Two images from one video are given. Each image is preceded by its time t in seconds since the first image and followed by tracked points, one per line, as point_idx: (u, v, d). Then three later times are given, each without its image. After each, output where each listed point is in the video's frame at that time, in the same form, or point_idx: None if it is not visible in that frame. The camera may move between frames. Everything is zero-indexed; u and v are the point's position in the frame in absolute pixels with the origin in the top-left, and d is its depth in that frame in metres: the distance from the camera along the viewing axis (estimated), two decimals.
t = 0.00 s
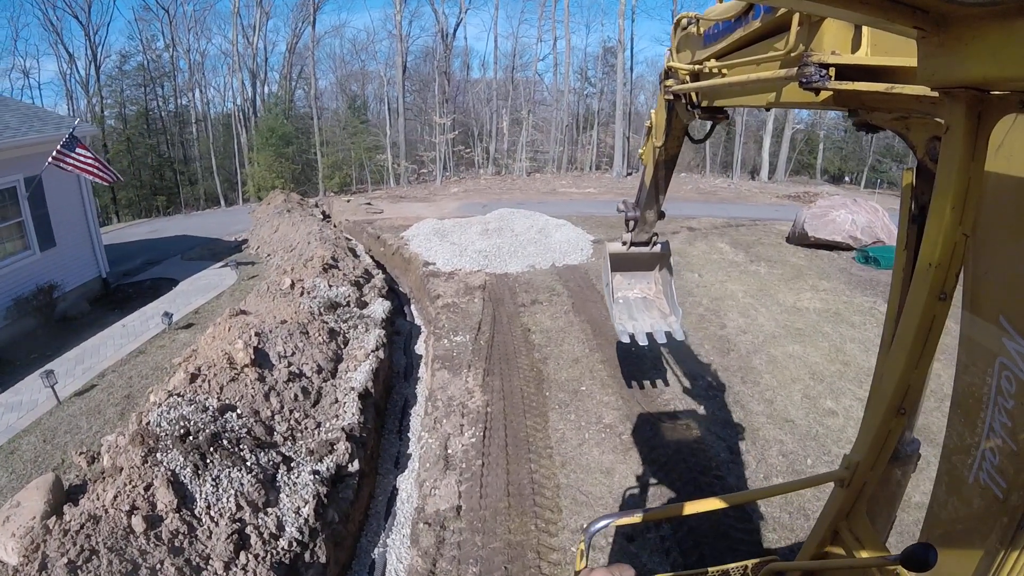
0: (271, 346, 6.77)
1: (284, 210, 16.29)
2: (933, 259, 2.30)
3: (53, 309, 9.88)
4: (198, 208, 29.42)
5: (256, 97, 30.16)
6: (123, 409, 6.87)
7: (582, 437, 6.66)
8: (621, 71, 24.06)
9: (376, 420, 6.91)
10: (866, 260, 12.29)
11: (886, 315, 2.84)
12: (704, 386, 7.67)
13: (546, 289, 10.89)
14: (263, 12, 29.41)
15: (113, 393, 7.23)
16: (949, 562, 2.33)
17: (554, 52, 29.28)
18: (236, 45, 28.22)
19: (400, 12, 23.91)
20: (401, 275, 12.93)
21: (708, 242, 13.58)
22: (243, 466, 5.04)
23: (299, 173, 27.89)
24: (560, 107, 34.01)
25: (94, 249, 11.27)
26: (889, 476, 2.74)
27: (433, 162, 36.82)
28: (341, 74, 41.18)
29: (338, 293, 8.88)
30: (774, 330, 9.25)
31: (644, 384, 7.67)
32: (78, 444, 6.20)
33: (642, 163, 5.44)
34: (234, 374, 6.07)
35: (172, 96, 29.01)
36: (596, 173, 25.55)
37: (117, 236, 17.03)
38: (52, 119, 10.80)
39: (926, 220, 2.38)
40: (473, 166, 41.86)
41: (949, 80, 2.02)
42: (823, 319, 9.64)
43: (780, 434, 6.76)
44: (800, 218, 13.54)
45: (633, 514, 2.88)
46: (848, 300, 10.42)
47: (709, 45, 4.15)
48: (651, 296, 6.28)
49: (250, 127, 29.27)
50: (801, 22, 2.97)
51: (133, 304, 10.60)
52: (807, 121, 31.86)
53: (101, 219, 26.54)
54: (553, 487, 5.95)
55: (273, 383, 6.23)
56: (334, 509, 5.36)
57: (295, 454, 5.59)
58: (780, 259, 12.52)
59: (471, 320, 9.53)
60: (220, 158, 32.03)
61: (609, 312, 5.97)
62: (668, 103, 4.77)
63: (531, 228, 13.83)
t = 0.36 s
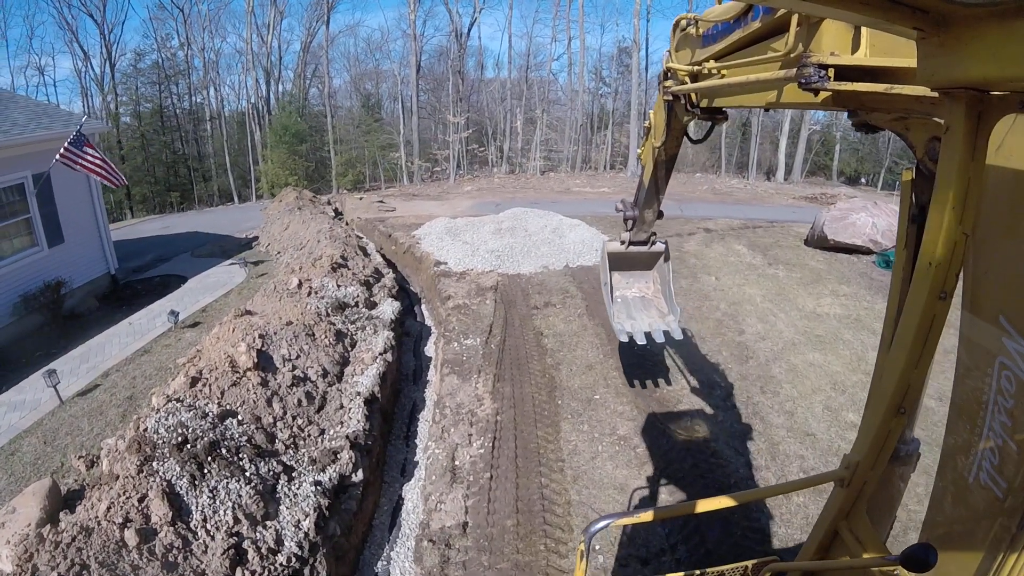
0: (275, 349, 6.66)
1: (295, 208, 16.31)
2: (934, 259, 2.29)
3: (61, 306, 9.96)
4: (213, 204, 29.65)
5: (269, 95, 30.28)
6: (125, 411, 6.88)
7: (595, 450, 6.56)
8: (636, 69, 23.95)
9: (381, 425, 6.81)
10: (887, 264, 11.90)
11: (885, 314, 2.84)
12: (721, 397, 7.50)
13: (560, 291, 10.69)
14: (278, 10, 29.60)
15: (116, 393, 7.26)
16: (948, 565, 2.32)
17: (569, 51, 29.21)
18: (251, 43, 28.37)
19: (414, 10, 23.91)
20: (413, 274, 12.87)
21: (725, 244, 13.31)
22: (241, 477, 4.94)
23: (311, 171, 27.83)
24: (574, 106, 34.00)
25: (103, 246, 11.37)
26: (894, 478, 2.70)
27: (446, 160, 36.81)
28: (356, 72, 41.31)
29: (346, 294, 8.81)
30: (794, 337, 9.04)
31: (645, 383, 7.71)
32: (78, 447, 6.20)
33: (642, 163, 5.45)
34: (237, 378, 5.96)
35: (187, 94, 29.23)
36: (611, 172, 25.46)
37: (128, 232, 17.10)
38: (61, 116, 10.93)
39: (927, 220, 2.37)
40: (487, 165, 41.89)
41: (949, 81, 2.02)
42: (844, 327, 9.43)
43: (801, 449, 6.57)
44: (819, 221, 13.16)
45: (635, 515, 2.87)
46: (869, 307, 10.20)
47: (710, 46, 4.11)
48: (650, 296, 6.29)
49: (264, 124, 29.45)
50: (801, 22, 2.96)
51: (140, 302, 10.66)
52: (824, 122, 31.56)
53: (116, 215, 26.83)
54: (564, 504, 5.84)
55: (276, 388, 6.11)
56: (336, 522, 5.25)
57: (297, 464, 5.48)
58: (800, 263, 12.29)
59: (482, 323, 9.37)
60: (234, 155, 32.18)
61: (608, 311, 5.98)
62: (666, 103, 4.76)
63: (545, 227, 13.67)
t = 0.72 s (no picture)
0: (275, 356, 6.57)
1: (300, 208, 16.28)
2: (933, 259, 2.29)
3: (62, 307, 9.98)
4: (221, 203, 29.78)
5: (277, 94, 30.32)
6: (122, 417, 6.82)
7: (605, 466, 6.30)
8: (646, 69, 23.88)
9: (384, 435, 6.71)
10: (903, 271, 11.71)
11: (885, 313, 2.83)
12: (735, 410, 7.28)
13: (569, 296, 10.48)
14: (287, 9, 29.64)
15: (115, 398, 7.22)
16: (947, 566, 2.32)
17: (578, 51, 29.18)
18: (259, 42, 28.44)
19: (424, 10, 23.90)
20: (420, 276, 12.80)
21: (737, 248, 13.20)
22: (235, 492, 4.90)
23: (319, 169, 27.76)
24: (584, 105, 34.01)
25: (109, 247, 11.43)
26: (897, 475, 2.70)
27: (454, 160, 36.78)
28: (366, 71, 41.36)
29: (351, 298, 8.72)
30: (811, 347, 8.85)
31: (646, 385, 7.73)
32: (73, 454, 6.15)
33: (640, 162, 5.43)
34: (234, 387, 5.88)
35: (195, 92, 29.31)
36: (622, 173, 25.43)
37: (136, 230, 17.21)
38: (64, 113, 10.97)
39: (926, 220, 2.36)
40: (496, 166, 41.92)
41: (949, 80, 2.01)
42: (861, 336, 9.25)
43: (820, 466, 6.37)
44: (834, 226, 12.96)
45: (636, 515, 2.87)
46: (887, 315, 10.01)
47: (709, 45, 4.12)
48: (645, 297, 6.31)
49: (274, 122, 29.55)
50: (801, 21, 2.95)
51: (143, 303, 10.70)
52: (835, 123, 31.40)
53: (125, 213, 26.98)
54: (572, 523, 5.59)
55: (274, 398, 6.02)
56: (334, 537, 5.16)
57: (294, 478, 5.41)
58: (814, 269, 12.13)
59: (489, 330, 9.21)
60: (244, 153, 32.21)
61: (604, 311, 5.98)
62: (666, 102, 4.76)
63: (556, 229, 13.51)
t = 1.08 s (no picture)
0: (273, 361, 6.47)
1: (306, 206, 16.30)
2: (933, 257, 2.29)
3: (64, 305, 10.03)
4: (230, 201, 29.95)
5: (286, 93, 30.44)
6: (117, 421, 6.79)
7: (616, 483, 6.10)
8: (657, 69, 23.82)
9: (385, 443, 6.64)
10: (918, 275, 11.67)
11: (886, 312, 2.83)
12: (750, 421, 7.13)
13: (578, 300, 10.37)
14: (297, 9, 29.77)
15: (111, 400, 7.21)
16: (948, 566, 2.32)
17: (589, 51, 29.16)
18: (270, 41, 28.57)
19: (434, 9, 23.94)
20: (428, 277, 12.78)
21: (750, 251, 13.18)
22: (228, 507, 4.75)
23: (327, 168, 27.82)
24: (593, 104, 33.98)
25: (110, 245, 11.54)
26: (901, 474, 2.72)
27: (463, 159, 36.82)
28: (375, 70, 41.47)
29: (354, 299, 8.71)
30: (827, 355, 8.70)
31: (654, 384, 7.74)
32: (67, 459, 6.11)
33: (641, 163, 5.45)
34: (230, 394, 5.78)
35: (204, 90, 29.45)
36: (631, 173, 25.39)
37: (143, 228, 17.29)
38: (68, 110, 11.04)
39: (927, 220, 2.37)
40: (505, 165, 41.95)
41: (948, 81, 2.02)
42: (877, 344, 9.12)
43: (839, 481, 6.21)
44: (849, 230, 12.90)
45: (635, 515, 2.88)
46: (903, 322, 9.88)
47: (710, 46, 4.14)
48: (650, 297, 6.36)
49: (283, 121, 29.65)
50: (801, 22, 2.97)
51: (146, 303, 10.76)
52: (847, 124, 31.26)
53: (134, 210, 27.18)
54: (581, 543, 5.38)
55: (272, 405, 5.92)
56: (331, 553, 5.04)
57: (290, 491, 5.29)
58: (828, 273, 12.02)
59: (496, 334, 9.12)
60: (252, 151, 32.35)
61: (608, 310, 5.98)
62: (667, 103, 4.77)
63: (564, 230, 13.50)
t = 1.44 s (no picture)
0: (272, 369, 6.44)
1: (312, 206, 16.34)
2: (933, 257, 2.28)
3: (66, 306, 10.10)
4: (238, 199, 30.10)
5: (295, 93, 30.56)
6: (114, 428, 6.77)
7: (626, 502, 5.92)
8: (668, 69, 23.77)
9: (387, 454, 6.67)
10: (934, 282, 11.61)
11: (885, 313, 2.83)
12: (767, 439, 6.92)
13: (588, 307, 10.23)
14: (306, 8, 29.87)
15: (108, 406, 7.21)
16: (948, 567, 2.31)
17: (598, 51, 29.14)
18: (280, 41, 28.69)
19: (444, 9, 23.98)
20: (435, 280, 12.75)
21: (763, 257, 13.09)
22: (221, 524, 4.75)
23: (336, 168, 27.89)
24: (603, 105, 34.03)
25: (115, 244, 11.65)
26: (893, 481, 2.71)
27: (472, 159, 36.83)
28: (385, 70, 41.58)
29: (358, 305, 8.70)
30: (844, 366, 8.53)
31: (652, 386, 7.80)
32: (61, 466, 6.09)
33: (642, 163, 5.45)
34: (226, 403, 5.75)
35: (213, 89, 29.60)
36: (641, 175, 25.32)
37: (149, 227, 17.40)
38: (71, 109, 11.11)
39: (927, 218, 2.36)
40: (514, 166, 41.98)
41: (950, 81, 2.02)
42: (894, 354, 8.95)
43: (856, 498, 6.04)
44: (864, 236, 12.85)
45: (635, 515, 2.88)
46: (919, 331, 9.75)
47: (710, 45, 4.14)
48: (649, 297, 6.34)
49: (292, 120, 29.74)
50: (801, 21, 2.97)
51: (148, 304, 10.82)
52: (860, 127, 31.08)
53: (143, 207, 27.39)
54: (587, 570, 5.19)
55: (269, 415, 5.90)
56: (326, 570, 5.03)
57: (286, 506, 5.28)
58: (844, 279, 11.91)
59: (503, 340, 9.04)
60: (261, 151, 32.49)
61: (608, 311, 6.00)
62: (666, 102, 4.77)
63: (573, 233, 13.47)
